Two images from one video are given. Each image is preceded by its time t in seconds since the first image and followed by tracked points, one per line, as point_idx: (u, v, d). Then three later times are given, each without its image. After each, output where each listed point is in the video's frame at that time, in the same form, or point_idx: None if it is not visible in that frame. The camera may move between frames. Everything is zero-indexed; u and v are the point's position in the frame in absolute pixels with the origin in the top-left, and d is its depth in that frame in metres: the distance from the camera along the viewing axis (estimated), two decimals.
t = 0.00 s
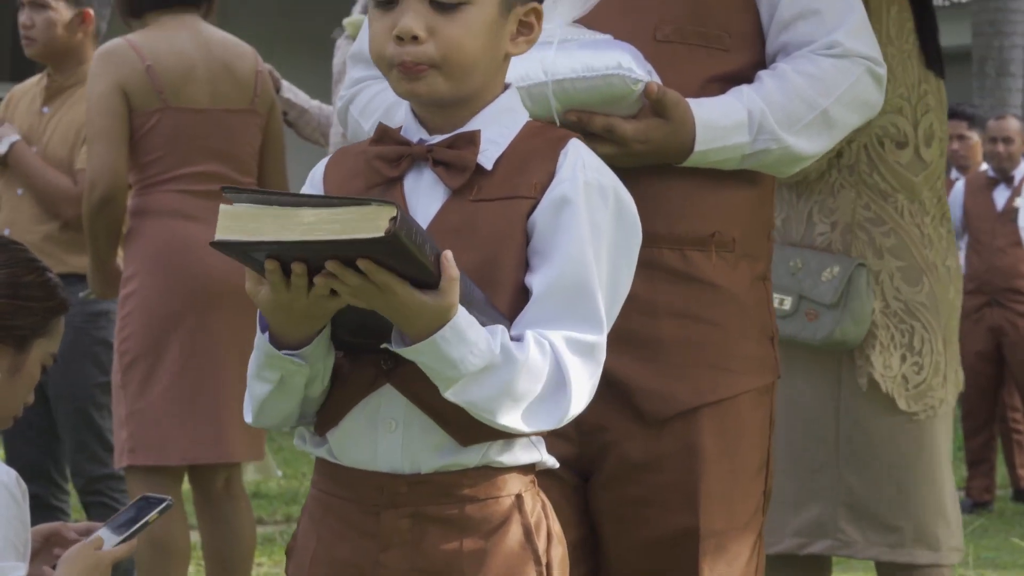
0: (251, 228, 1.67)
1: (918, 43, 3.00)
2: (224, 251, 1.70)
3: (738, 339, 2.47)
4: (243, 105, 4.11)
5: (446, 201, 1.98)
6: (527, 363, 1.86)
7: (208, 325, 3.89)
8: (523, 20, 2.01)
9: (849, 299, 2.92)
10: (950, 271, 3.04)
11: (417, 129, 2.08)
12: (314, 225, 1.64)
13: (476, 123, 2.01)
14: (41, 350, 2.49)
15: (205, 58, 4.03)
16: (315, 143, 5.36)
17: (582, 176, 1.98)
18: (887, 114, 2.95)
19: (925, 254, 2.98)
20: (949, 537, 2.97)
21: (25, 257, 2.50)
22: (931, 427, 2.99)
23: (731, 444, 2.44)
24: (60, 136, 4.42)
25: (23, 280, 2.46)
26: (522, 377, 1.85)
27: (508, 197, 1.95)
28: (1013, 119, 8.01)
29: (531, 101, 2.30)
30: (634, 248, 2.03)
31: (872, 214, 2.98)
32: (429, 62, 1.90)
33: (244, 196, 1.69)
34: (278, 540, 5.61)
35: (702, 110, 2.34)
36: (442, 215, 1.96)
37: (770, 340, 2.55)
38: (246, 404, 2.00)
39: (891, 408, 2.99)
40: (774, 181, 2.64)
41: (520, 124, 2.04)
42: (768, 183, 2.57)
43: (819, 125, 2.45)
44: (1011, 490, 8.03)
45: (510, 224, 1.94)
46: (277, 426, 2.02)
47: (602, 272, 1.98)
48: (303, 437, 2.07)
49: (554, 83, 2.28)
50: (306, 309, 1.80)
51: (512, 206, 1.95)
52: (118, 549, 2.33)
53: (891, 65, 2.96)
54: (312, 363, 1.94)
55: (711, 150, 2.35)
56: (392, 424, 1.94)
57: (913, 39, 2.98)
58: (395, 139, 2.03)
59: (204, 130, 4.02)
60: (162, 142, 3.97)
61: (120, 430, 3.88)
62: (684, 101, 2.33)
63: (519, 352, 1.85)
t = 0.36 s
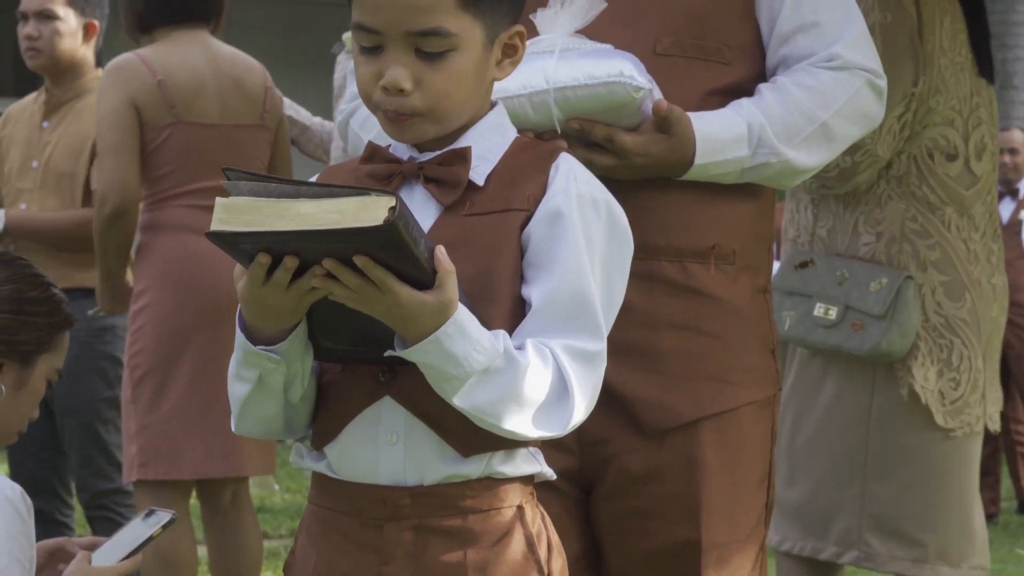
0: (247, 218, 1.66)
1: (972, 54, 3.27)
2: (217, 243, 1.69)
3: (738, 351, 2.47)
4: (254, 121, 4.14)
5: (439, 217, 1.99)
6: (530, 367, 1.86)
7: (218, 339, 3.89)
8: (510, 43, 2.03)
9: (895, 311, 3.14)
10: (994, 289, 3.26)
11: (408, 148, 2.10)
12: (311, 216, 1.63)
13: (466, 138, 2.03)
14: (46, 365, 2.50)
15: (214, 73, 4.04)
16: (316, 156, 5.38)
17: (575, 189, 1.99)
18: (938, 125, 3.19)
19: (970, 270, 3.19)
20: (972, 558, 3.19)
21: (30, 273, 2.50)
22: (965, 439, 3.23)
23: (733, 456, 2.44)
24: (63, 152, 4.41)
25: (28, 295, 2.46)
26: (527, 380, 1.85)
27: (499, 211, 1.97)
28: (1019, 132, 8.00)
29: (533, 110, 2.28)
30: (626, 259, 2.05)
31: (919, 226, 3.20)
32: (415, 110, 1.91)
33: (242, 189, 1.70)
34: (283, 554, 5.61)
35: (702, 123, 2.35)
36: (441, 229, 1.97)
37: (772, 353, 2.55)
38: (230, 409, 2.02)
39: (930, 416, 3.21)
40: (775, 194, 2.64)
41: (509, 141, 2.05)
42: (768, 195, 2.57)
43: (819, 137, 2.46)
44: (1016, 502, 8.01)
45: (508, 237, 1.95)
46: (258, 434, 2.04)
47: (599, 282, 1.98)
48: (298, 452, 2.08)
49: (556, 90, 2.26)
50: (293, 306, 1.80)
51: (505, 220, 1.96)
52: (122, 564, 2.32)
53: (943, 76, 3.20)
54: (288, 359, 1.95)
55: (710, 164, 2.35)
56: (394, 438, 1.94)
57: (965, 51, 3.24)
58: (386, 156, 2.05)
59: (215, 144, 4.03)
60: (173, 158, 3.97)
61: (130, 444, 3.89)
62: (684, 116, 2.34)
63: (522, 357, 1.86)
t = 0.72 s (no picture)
0: (252, 234, 1.65)
1: (1008, 73, 3.34)
2: (218, 261, 1.68)
3: (739, 363, 2.45)
4: (271, 142, 4.18)
5: (438, 233, 1.98)
6: (527, 383, 1.84)
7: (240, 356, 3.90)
8: (508, 61, 2.02)
9: (948, 329, 3.10)
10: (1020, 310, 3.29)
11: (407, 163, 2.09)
12: (314, 231, 1.63)
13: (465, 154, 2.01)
14: (48, 382, 2.55)
15: (240, 90, 4.09)
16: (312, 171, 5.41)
17: (574, 206, 1.98)
18: (977, 144, 3.23)
19: (999, 290, 3.22)
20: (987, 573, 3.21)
21: (33, 290, 2.55)
22: (990, 458, 3.20)
23: (736, 471, 2.42)
24: (61, 166, 4.57)
25: (31, 312, 2.51)
26: (523, 397, 1.84)
27: (499, 228, 1.96)
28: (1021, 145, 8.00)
29: (531, 121, 2.26)
30: (624, 275, 2.03)
31: (951, 243, 3.21)
32: (413, 136, 1.92)
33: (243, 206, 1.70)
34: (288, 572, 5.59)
35: (699, 136, 2.34)
36: (440, 244, 1.96)
37: (773, 364, 2.54)
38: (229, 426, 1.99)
39: (963, 436, 3.18)
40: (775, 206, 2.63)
41: (507, 157, 2.04)
42: (767, 207, 2.56)
43: (817, 146, 2.45)
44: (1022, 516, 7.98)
45: (507, 252, 1.94)
46: (257, 449, 2.02)
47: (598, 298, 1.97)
48: (297, 469, 2.05)
49: (554, 101, 2.24)
50: (292, 321, 1.79)
51: (504, 235, 1.95)
52: None
53: (983, 94, 3.23)
54: (290, 375, 1.93)
55: (707, 176, 2.35)
56: (395, 454, 1.92)
57: (1003, 68, 3.31)
58: (385, 173, 2.03)
59: (240, 162, 4.05)
60: (198, 169, 3.96)
61: (144, 459, 3.88)
62: (681, 128, 2.33)
63: (519, 374, 1.84)
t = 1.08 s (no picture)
0: (259, 294, 1.64)
1: None
2: (225, 319, 1.67)
3: (740, 415, 2.44)
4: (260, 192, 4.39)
5: (441, 286, 1.97)
6: (534, 437, 1.84)
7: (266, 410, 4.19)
8: (510, 112, 2.03)
9: (983, 379, 3.15)
10: None
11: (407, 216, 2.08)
12: (324, 289, 1.62)
13: (469, 207, 2.01)
14: (49, 434, 2.56)
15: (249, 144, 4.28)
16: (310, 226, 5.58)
17: (577, 258, 1.98)
18: (1008, 195, 3.27)
19: None
20: None
21: (36, 341, 2.53)
22: (1010, 507, 3.25)
23: (738, 525, 2.40)
24: (63, 215, 4.82)
25: (32, 362, 2.49)
26: (530, 451, 1.83)
27: (503, 280, 1.95)
28: None
29: (531, 176, 2.26)
30: (624, 329, 2.03)
31: (980, 293, 3.24)
32: (427, 186, 1.92)
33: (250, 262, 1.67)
34: None
35: (700, 187, 2.34)
36: (442, 297, 1.96)
37: (775, 416, 2.53)
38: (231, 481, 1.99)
39: (986, 484, 3.23)
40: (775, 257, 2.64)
41: (507, 211, 2.04)
42: (767, 259, 2.56)
43: (818, 197, 2.45)
44: None
45: (511, 304, 1.93)
46: (259, 504, 2.01)
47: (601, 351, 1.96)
48: (298, 522, 2.04)
49: (553, 157, 2.24)
50: (295, 376, 1.78)
51: (509, 287, 1.95)
52: None
53: (1016, 145, 3.26)
54: (292, 431, 1.92)
55: (709, 228, 2.35)
56: (400, 506, 1.91)
57: None
58: (386, 225, 2.03)
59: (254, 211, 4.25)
60: (230, 219, 4.14)
61: (172, 511, 3.97)
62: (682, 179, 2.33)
63: (527, 428, 1.83)
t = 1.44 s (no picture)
0: (289, 360, 1.70)
1: None
2: (254, 388, 1.72)
3: (773, 482, 2.46)
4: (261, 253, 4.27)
5: (468, 350, 2.01)
6: (564, 501, 1.86)
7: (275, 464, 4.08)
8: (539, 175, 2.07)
9: None
10: None
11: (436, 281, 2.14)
12: (351, 356, 1.67)
13: (496, 270, 2.04)
14: (82, 500, 2.67)
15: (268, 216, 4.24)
16: (332, 283, 5.85)
17: (606, 322, 2.00)
18: None
19: None
20: None
21: (69, 406, 2.70)
22: None
23: None
24: (80, 279, 4.92)
25: (65, 426, 2.65)
26: (560, 515, 1.85)
27: (531, 342, 1.98)
28: None
29: (559, 242, 2.31)
30: (654, 389, 2.05)
31: None
32: (465, 246, 1.95)
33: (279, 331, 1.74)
34: None
35: (730, 254, 2.37)
36: (472, 362, 1.99)
37: (806, 482, 2.55)
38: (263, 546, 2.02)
39: None
40: (805, 322, 2.66)
41: (534, 274, 2.07)
42: (798, 324, 2.58)
43: (849, 265, 2.47)
44: None
45: (539, 368, 1.96)
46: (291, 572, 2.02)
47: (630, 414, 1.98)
48: None
49: (582, 224, 2.27)
50: (325, 445, 1.83)
51: (536, 351, 1.97)
52: None
53: None
54: (325, 498, 1.96)
55: (738, 295, 2.37)
56: (429, 569, 1.95)
57: None
58: (414, 289, 2.07)
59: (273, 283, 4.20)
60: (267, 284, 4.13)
61: None
62: (712, 246, 2.35)
63: (557, 491, 1.86)
